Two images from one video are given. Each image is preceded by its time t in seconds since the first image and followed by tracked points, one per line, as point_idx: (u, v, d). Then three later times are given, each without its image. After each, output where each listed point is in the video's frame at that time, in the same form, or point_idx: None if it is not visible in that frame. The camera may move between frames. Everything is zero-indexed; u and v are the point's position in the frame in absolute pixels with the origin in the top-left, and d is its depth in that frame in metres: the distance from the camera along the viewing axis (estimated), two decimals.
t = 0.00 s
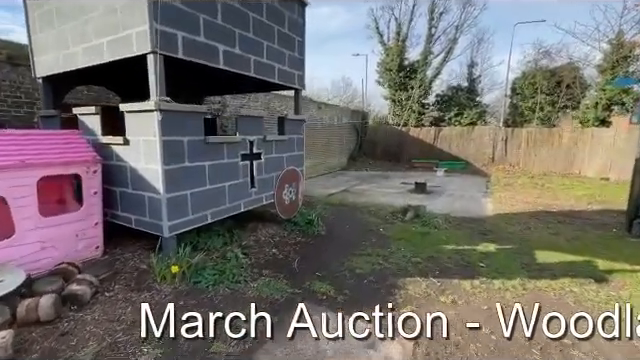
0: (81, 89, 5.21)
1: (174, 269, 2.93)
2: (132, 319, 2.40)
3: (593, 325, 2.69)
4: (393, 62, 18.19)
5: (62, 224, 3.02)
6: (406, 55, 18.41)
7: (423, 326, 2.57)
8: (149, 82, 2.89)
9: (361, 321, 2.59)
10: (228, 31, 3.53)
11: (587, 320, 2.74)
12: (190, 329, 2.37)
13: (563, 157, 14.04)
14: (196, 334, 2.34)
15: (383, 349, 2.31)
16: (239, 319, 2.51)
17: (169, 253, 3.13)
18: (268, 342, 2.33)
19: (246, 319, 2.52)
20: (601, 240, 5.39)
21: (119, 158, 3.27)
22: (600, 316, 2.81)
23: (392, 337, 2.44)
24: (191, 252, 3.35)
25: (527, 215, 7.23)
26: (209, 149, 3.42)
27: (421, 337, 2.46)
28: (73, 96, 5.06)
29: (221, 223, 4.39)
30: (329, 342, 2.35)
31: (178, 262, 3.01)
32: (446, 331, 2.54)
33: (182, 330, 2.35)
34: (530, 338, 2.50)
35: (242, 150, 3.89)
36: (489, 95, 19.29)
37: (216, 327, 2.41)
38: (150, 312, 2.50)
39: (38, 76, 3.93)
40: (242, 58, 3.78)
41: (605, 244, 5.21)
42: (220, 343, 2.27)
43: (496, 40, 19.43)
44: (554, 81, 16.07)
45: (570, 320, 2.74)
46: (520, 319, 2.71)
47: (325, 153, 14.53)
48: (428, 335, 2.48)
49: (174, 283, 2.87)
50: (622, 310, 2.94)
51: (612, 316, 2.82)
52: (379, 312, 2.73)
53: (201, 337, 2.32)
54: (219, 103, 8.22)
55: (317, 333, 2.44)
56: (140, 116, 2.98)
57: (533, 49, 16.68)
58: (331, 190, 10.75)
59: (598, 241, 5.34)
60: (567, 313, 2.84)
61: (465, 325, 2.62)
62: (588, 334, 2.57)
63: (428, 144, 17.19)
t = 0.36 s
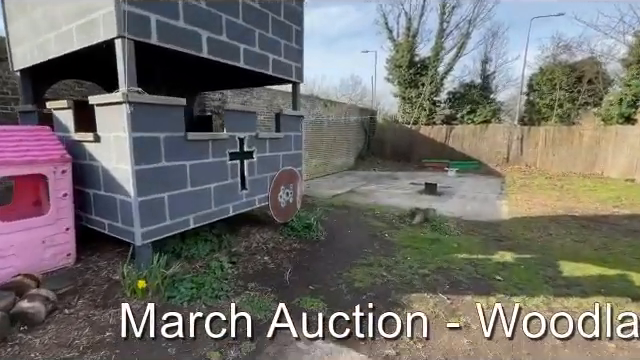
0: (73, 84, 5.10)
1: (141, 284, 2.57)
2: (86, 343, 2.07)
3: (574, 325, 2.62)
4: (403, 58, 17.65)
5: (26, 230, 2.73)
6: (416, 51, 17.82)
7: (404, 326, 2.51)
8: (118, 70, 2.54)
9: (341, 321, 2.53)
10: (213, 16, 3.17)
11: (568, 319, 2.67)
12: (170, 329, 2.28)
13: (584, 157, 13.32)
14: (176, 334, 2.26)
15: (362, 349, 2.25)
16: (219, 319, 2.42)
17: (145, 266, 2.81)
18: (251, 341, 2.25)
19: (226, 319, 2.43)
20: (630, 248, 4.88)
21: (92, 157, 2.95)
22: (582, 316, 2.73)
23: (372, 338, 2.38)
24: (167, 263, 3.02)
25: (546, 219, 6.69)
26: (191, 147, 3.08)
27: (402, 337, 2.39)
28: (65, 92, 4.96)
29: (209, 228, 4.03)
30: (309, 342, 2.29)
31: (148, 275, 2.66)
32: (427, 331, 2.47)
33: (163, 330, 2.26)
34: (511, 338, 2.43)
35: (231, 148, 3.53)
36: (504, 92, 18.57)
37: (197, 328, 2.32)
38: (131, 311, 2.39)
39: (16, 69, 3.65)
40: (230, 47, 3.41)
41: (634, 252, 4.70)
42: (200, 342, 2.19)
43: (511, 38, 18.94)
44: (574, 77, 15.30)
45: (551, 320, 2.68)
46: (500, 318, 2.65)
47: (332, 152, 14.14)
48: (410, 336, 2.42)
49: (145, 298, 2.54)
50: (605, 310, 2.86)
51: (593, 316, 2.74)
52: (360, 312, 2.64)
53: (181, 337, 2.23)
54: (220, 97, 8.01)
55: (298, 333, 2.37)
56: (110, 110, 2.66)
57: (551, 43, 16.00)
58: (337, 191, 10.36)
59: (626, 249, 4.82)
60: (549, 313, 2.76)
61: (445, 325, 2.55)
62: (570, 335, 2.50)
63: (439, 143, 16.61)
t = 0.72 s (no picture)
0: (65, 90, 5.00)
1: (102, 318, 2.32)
2: None
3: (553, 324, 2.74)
4: (412, 59, 17.22)
5: None
6: (425, 52, 17.35)
7: (384, 325, 2.63)
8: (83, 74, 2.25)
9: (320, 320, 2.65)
10: (197, 13, 2.87)
11: (547, 319, 2.78)
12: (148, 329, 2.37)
13: (604, 160, 12.77)
14: (157, 334, 2.35)
15: (340, 348, 2.37)
16: (199, 319, 2.55)
17: (116, 294, 2.54)
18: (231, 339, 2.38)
19: (207, 319, 2.56)
20: None
21: (63, 170, 2.67)
22: (562, 316, 2.85)
23: (352, 338, 2.49)
24: (140, 292, 2.75)
25: (566, 229, 6.23)
26: (171, 158, 2.77)
27: (382, 337, 2.52)
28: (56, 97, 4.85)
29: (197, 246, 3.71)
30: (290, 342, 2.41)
31: (116, 305, 2.44)
32: (407, 331, 2.60)
33: (143, 330, 2.35)
34: (491, 338, 2.56)
35: (218, 158, 3.22)
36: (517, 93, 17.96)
37: (177, 328, 2.42)
38: (113, 311, 2.38)
39: None
40: (217, 47, 3.11)
41: None
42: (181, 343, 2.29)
43: (524, 37, 18.33)
44: (592, 76, 14.69)
45: (531, 319, 2.79)
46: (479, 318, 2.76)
47: (338, 156, 13.78)
48: (390, 336, 2.54)
49: (121, 313, 2.41)
50: (584, 309, 3.00)
51: (573, 316, 2.87)
52: (340, 312, 2.76)
53: (161, 338, 2.34)
54: (221, 100, 7.84)
55: (278, 333, 2.49)
56: (76, 119, 2.37)
57: (567, 42, 15.37)
58: (342, 196, 10.01)
59: None
60: (530, 315, 2.86)
61: (426, 326, 2.66)
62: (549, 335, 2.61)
63: (449, 147, 16.10)
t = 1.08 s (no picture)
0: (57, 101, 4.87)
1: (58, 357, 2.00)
2: None
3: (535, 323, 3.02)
4: (419, 64, 16.94)
5: None
6: (432, 57, 17.03)
7: (364, 326, 2.86)
8: (47, 81, 2.02)
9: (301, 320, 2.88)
10: (180, 16, 2.65)
11: (528, 318, 3.06)
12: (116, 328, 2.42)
13: (625, 166, 12.37)
14: (137, 334, 2.46)
15: (322, 346, 2.64)
16: (178, 318, 2.68)
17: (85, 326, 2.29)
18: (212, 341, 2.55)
19: (187, 319, 2.69)
20: None
21: (32, 185, 2.44)
22: (542, 317, 3.11)
23: (333, 338, 2.74)
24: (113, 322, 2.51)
25: (588, 242, 5.80)
26: (149, 172, 2.52)
27: (362, 337, 2.75)
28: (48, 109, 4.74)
29: (184, 266, 3.42)
30: (270, 342, 2.61)
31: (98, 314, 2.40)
32: (387, 331, 2.83)
33: (124, 330, 2.46)
34: (472, 338, 2.80)
35: (205, 171, 2.97)
36: (529, 97, 17.43)
37: (157, 327, 2.57)
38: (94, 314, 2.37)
39: None
40: (203, 52, 2.88)
41: None
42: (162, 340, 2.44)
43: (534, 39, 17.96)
44: (609, 79, 14.13)
45: (512, 320, 3.03)
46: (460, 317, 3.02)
47: (344, 164, 13.49)
48: (369, 336, 2.77)
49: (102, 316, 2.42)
50: (562, 310, 3.26)
51: (552, 316, 3.13)
52: (321, 312, 2.98)
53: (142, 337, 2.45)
54: (222, 107, 7.79)
55: (259, 333, 2.68)
56: (40, 131, 2.14)
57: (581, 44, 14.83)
58: (348, 206, 9.70)
59: None
60: (511, 315, 3.12)
61: (405, 325, 2.92)
62: (530, 335, 2.86)
63: (459, 154, 15.65)
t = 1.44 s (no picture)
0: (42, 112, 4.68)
1: None
2: None
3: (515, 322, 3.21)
4: (421, 70, 16.70)
5: None
6: (435, 63, 16.77)
7: (345, 326, 3.03)
8: None
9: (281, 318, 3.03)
10: (154, 15, 2.41)
11: (508, 317, 3.26)
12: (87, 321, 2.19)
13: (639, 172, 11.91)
14: (118, 334, 2.55)
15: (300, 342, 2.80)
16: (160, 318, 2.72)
17: None
18: (192, 340, 2.66)
19: (167, 318, 2.76)
20: None
21: None
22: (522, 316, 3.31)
23: (313, 337, 2.88)
24: None
25: (607, 256, 5.38)
26: (116, 188, 2.24)
27: (341, 336, 2.92)
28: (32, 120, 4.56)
29: (162, 290, 3.11)
30: (250, 341, 2.75)
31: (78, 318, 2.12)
32: (367, 330, 3.02)
33: (104, 330, 2.50)
34: (453, 336, 2.97)
35: (184, 186, 2.68)
36: (535, 102, 17.08)
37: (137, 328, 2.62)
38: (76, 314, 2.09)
39: None
40: (181, 54, 2.62)
41: None
42: (141, 343, 2.52)
43: (540, 42, 17.56)
44: (617, 82, 13.87)
45: (494, 319, 3.21)
46: (441, 316, 3.22)
47: (345, 172, 13.19)
48: (349, 335, 2.94)
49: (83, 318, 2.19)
50: (543, 311, 3.46)
51: (532, 316, 3.33)
52: (301, 312, 3.13)
53: (122, 338, 2.54)
54: (217, 115, 7.67)
55: (239, 333, 2.81)
56: None
57: (588, 47, 14.54)
58: (350, 216, 9.36)
59: None
60: (492, 315, 3.30)
61: (384, 324, 3.10)
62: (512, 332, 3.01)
63: (464, 160, 15.27)
